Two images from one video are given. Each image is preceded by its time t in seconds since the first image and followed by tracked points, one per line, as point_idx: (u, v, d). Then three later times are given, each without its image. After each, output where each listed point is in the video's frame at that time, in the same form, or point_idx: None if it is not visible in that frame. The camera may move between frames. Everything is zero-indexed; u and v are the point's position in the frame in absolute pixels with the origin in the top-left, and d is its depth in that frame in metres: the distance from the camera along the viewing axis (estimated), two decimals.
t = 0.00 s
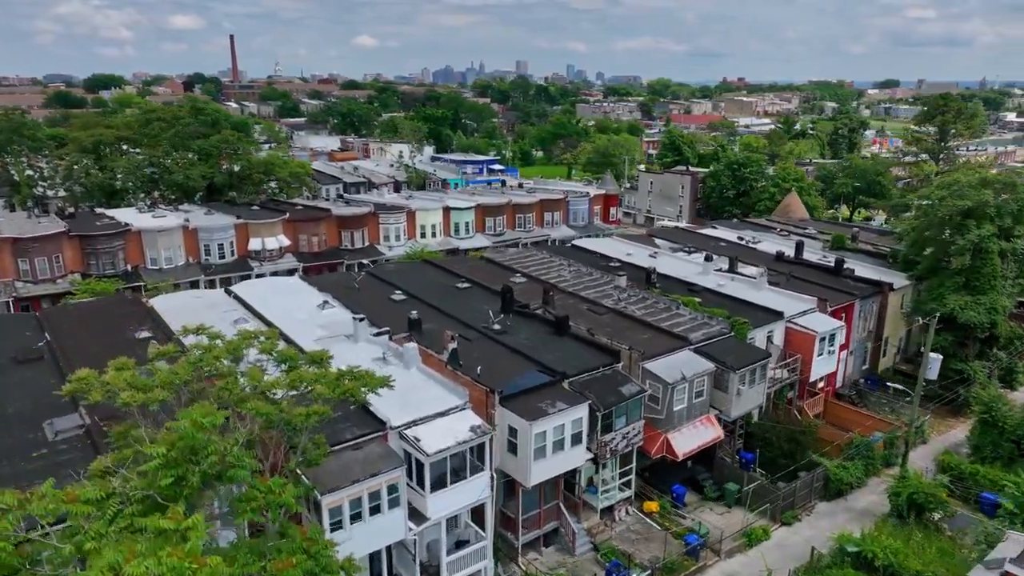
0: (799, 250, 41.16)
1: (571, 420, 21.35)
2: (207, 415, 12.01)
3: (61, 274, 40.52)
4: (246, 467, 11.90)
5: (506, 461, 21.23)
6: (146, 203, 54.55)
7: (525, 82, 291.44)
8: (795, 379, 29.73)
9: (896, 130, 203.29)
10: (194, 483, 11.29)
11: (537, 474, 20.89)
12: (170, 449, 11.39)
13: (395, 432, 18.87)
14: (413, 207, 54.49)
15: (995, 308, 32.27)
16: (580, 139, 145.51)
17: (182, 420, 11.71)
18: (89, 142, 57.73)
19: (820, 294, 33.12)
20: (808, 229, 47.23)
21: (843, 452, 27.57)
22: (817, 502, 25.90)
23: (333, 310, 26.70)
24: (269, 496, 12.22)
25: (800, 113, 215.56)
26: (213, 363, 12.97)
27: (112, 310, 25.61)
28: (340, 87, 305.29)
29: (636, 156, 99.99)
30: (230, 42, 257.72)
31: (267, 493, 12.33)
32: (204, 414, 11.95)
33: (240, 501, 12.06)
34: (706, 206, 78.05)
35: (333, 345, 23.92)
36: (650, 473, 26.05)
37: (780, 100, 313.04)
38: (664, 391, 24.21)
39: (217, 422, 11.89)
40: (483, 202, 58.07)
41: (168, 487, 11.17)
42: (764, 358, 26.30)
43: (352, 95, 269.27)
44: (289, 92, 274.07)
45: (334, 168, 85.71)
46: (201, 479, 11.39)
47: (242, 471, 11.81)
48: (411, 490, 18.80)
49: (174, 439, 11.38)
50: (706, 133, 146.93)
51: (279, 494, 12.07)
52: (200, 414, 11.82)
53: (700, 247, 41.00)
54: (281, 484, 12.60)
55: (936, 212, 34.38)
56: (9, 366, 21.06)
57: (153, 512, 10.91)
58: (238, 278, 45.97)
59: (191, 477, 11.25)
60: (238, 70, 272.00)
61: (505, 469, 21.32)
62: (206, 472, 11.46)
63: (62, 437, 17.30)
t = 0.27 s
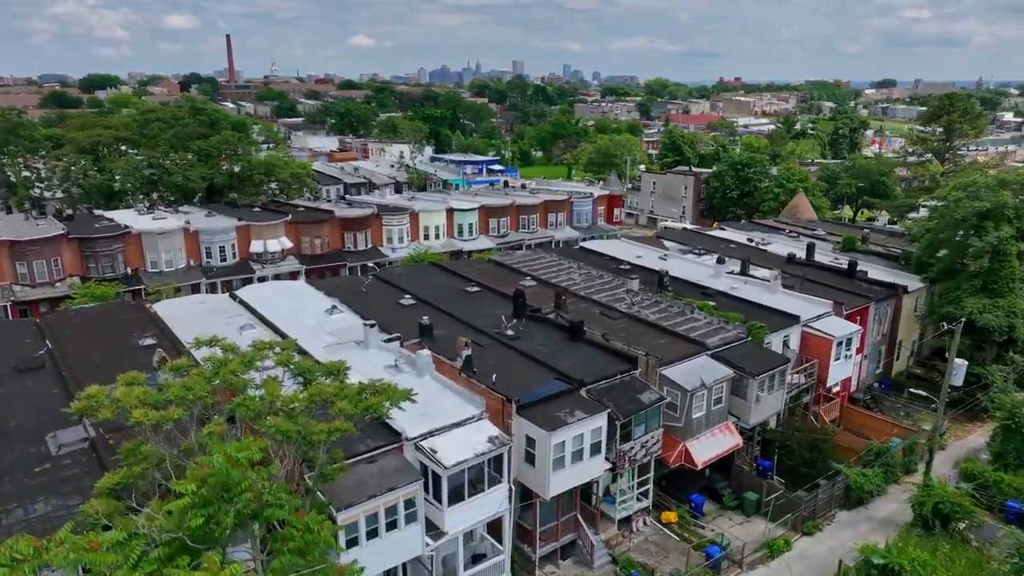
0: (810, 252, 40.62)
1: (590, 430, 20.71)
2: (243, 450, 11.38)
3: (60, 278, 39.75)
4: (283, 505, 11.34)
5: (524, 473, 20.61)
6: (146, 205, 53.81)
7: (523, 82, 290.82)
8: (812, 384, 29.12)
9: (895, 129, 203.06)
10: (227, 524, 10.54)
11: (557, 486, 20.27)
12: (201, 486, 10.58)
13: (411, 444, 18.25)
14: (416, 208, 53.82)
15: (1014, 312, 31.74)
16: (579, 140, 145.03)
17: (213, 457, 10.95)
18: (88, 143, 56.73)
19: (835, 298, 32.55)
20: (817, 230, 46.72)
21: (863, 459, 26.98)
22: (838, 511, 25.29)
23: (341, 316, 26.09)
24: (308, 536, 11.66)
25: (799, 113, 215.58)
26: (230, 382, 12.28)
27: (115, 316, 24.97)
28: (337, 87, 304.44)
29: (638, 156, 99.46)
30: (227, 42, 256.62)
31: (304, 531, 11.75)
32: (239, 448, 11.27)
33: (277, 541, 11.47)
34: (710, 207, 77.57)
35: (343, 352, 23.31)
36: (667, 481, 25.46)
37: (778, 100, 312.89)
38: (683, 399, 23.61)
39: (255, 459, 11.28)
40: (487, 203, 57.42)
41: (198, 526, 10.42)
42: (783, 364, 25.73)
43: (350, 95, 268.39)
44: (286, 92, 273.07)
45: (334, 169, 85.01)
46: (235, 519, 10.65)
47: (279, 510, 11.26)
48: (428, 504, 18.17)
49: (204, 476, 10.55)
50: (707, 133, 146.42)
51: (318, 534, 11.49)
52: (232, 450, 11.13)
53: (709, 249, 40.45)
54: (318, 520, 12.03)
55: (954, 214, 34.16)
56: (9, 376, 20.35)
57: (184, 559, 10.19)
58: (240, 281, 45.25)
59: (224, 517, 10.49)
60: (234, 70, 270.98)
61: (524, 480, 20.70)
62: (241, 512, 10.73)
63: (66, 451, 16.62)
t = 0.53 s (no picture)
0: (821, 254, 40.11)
1: (610, 439, 20.14)
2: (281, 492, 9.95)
3: (59, 281, 39.00)
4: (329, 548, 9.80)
5: (543, 484, 20.02)
6: (145, 206, 53.11)
7: (520, 82, 290.40)
8: (829, 389, 28.59)
9: (893, 129, 203.06)
10: (269, 573, 8.96)
11: (576, 497, 19.69)
12: (238, 530, 9.06)
13: (428, 455, 17.62)
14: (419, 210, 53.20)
15: None
16: (579, 140, 144.58)
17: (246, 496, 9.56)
18: (86, 143, 55.44)
19: (850, 301, 32.02)
20: (825, 231, 46.24)
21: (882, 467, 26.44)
22: (860, 520, 24.71)
23: (349, 321, 25.50)
24: None
25: (797, 112, 215.50)
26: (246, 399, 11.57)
27: (118, 322, 24.34)
28: (334, 87, 303.68)
29: (638, 156, 99.04)
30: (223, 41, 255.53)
31: None
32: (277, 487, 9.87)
33: None
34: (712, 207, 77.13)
35: (353, 359, 22.72)
36: (684, 490, 24.91)
37: (775, 100, 313.08)
38: (702, 406, 23.04)
39: (300, 503, 9.90)
40: (490, 204, 56.85)
41: None
42: (802, 369, 25.19)
43: (347, 95, 267.64)
44: (283, 92, 272.17)
45: (334, 169, 84.41)
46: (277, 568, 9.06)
47: (323, 554, 9.77)
48: (446, 518, 17.55)
49: (242, 516, 9.04)
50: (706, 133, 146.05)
51: None
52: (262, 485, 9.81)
53: (718, 250, 39.93)
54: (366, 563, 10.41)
55: (969, 216, 33.90)
56: (10, 385, 19.66)
57: None
58: (242, 283, 44.56)
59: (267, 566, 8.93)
60: (231, 70, 270.01)
61: (542, 492, 20.11)
62: (284, 558, 9.18)
63: (70, 465, 15.96)
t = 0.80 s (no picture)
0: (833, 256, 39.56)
1: (632, 449, 19.55)
2: (342, 543, 10.28)
3: (59, 284, 38.28)
4: None
5: (563, 496, 19.41)
6: (145, 208, 52.35)
7: (518, 82, 289.69)
8: (847, 394, 28.01)
9: (892, 129, 202.80)
10: None
11: (598, 509, 19.11)
12: None
13: (446, 468, 17.02)
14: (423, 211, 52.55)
15: None
16: (579, 140, 143.96)
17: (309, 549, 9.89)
18: (84, 144, 54.72)
19: (866, 304, 31.47)
20: (835, 232, 45.70)
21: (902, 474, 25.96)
22: (882, 530, 24.14)
23: (360, 327, 24.89)
24: None
25: (797, 112, 215.05)
26: (268, 418, 10.88)
27: (121, 328, 23.70)
28: (331, 87, 302.58)
29: (640, 156, 98.44)
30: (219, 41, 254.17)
31: None
32: (338, 539, 10.18)
33: None
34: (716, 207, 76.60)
35: (364, 366, 22.13)
36: (703, 499, 24.34)
37: (773, 99, 312.85)
38: (722, 413, 22.46)
39: (360, 556, 10.24)
40: (494, 204, 56.22)
41: None
42: (823, 375, 24.64)
43: (345, 95, 266.68)
44: (280, 92, 271.06)
45: (334, 170, 83.69)
46: None
47: None
48: (467, 533, 16.93)
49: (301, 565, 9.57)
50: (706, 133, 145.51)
51: None
52: (321, 537, 10.14)
53: (729, 252, 39.38)
54: None
55: (986, 217, 33.33)
56: (11, 395, 18.98)
57: None
58: (245, 286, 43.92)
59: None
60: (228, 70, 268.80)
61: (562, 504, 19.51)
62: None
63: (76, 481, 15.32)
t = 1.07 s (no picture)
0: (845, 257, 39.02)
1: (655, 460, 18.94)
2: None
3: (58, 288, 37.55)
4: None
5: (585, 508, 18.77)
6: (144, 210, 51.58)
7: (517, 82, 289.04)
8: (866, 400, 27.42)
9: (892, 129, 202.55)
10: None
11: (621, 522, 18.52)
12: None
13: (467, 482, 16.39)
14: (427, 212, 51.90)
15: None
16: (579, 140, 143.40)
17: None
18: (83, 144, 53.95)
19: (883, 307, 30.92)
20: (845, 234, 45.19)
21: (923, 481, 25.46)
22: (907, 540, 23.56)
23: (371, 333, 24.25)
24: None
25: (796, 112, 214.81)
26: (294, 438, 10.22)
27: (125, 334, 22.96)
28: (329, 87, 301.25)
29: (642, 156, 97.87)
30: (216, 40, 252.94)
31: None
32: None
33: None
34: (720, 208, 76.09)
35: (377, 374, 21.48)
36: (723, 509, 23.74)
37: (771, 99, 312.43)
38: (745, 421, 21.85)
39: None
40: (498, 206, 55.58)
41: None
42: (845, 382, 24.06)
43: (343, 95, 265.71)
44: (278, 92, 269.93)
45: (334, 170, 82.94)
46: None
47: None
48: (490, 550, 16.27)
49: None
50: (707, 133, 145.01)
51: None
52: None
53: (740, 254, 38.81)
54: None
55: (1004, 218, 32.79)
56: (13, 406, 18.27)
57: None
58: (247, 289, 43.26)
59: None
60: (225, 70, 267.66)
61: (584, 517, 18.88)
62: None
63: (83, 498, 14.67)
